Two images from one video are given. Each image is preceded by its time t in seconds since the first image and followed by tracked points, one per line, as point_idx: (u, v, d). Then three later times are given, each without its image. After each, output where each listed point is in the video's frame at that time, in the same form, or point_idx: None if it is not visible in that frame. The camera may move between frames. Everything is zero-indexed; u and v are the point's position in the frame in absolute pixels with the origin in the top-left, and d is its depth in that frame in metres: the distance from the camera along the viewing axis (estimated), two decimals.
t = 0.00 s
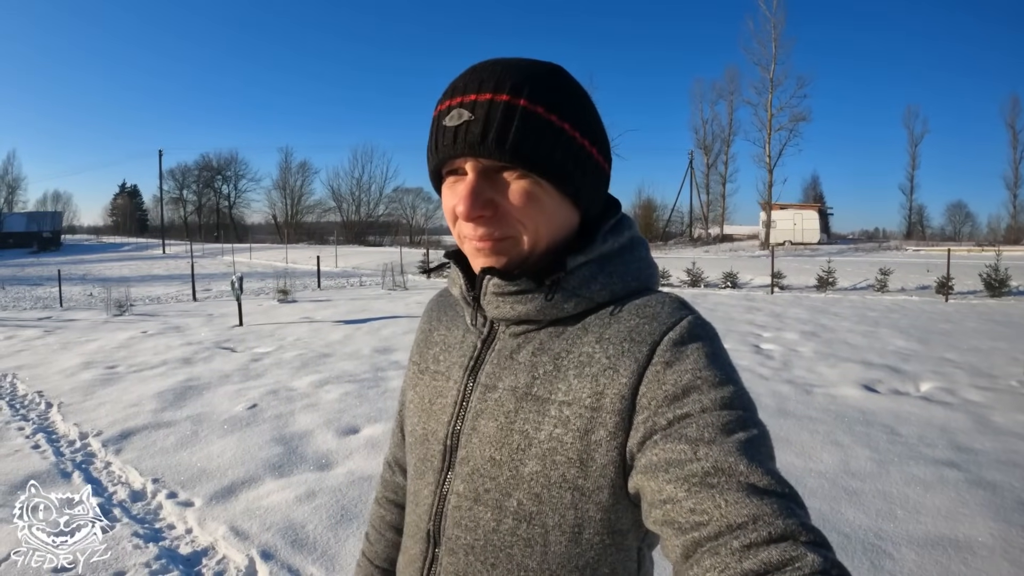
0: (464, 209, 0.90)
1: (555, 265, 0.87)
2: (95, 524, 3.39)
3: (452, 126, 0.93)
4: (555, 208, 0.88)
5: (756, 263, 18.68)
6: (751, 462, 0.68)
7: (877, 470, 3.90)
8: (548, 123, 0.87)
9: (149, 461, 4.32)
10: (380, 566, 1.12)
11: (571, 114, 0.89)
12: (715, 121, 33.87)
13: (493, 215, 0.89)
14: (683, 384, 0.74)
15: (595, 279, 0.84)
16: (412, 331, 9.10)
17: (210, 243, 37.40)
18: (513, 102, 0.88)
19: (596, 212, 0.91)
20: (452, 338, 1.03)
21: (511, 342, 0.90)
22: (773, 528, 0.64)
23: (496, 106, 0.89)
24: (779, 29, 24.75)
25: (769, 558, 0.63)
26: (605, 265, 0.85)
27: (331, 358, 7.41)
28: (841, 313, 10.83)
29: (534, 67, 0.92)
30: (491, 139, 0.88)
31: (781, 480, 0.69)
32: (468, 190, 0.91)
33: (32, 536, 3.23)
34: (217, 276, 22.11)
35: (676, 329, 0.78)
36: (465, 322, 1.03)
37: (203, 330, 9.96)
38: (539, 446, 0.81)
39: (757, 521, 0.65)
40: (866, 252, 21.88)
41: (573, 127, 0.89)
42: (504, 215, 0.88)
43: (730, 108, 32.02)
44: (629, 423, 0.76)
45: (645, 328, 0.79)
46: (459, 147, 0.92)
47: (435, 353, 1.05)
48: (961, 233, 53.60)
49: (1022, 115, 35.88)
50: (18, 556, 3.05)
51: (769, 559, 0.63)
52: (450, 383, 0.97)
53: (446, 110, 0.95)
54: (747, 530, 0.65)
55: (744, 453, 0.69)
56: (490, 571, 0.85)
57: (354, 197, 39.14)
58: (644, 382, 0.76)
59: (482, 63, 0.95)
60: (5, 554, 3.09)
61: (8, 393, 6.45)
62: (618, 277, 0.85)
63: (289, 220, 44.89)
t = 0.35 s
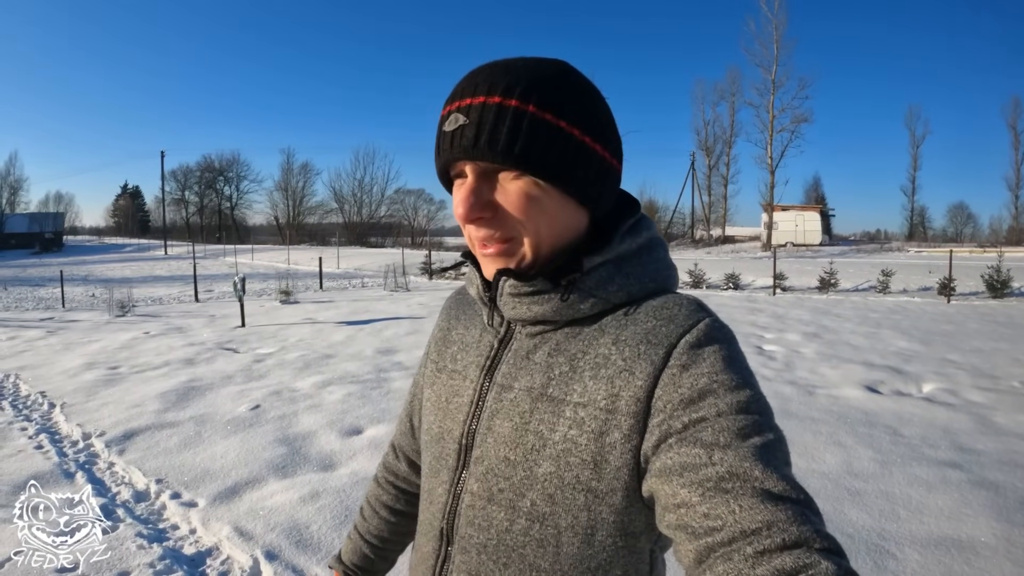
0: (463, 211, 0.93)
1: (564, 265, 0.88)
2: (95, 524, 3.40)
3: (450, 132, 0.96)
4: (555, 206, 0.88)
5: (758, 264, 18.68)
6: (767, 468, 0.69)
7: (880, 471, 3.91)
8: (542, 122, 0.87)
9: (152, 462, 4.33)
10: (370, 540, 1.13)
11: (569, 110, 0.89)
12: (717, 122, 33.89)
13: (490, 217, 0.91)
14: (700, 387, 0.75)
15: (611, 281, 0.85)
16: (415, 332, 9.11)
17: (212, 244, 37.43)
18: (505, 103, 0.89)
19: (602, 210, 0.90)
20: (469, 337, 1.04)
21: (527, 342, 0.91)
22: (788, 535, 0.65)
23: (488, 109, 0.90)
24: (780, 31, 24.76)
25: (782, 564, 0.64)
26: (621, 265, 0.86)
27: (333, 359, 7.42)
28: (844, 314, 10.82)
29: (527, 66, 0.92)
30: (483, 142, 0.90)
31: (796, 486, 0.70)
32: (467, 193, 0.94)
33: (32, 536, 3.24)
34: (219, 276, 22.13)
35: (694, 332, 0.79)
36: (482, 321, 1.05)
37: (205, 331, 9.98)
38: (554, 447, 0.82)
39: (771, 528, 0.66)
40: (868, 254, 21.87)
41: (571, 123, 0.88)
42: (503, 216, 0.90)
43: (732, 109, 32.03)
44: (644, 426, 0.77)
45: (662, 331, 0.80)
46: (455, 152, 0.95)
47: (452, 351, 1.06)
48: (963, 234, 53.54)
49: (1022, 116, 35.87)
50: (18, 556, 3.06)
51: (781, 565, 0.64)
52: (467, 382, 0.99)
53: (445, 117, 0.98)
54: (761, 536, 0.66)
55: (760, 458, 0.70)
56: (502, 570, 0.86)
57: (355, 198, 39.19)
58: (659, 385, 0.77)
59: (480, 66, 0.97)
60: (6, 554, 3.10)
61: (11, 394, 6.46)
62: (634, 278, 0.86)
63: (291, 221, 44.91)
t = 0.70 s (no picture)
0: (465, 223, 0.95)
1: (576, 268, 0.89)
2: (94, 524, 3.42)
3: (446, 146, 0.98)
4: (552, 212, 0.88)
5: (762, 266, 18.66)
6: (777, 474, 0.70)
7: (884, 473, 3.90)
8: (529, 128, 0.87)
9: (157, 463, 4.34)
10: (403, 557, 1.13)
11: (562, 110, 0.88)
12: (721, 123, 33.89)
13: (491, 227, 0.92)
14: (710, 393, 0.75)
15: (623, 284, 0.86)
16: (419, 334, 9.12)
17: (216, 245, 37.53)
18: (493, 113, 0.90)
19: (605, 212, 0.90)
20: (482, 341, 1.05)
21: (539, 345, 0.92)
22: (798, 542, 0.66)
23: (478, 121, 0.92)
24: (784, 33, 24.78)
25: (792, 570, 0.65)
26: (634, 267, 0.86)
27: (337, 361, 7.43)
28: (848, 315, 10.80)
29: (514, 74, 0.92)
30: (476, 154, 0.92)
31: (807, 493, 0.70)
32: (467, 204, 0.96)
33: (33, 537, 3.26)
34: (223, 278, 22.18)
35: (705, 336, 0.79)
36: (495, 324, 1.05)
37: (209, 332, 10.00)
38: (564, 450, 0.82)
39: (781, 534, 0.66)
40: (871, 255, 21.83)
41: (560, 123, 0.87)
42: (503, 224, 0.91)
43: (735, 110, 32.03)
44: (655, 430, 0.77)
45: (673, 335, 0.80)
46: (451, 165, 0.97)
47: (465, 354, 1.06)
48: (966, 235, 53.46)
49: None
50: (19, 556, 3.08)
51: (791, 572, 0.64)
52: (479, 385, 0.99)
53: (442, 131, 1.00)
54: (771, 542, 0.66)
55: (770, 463, 0.70)
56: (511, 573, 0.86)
57: (359, 199, 39.27)
58: (671, 390, 0.77)
59: (471, 78, 0.98)
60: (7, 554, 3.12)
61: (15, 395, 6.48)
62: (646, 281, 0.86)
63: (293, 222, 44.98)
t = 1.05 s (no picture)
0: (498, 215, 0.91)
1: (582, 271, 0.88)
2: (94, 524, 3.43)
3: (478, 134, 0.94)
4: (583, 207, 0.88)
5: (765, 267, 18.64)
6: (782, 475, 0.69)
7: (888, 475, 3.89)
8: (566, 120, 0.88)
9: (160, 464, 4.34)
10: (405, 559, 1.13)
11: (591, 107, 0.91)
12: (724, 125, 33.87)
13: (527, 221, 0.89)
14: (715, 393, 0.75)
15: (626, 285, 0.85)
16: (422, 335, 9.13)
17: (219, 246, 37.62)
18: (527, 102, 0.89)
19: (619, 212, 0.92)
20: (486, 343, 1.05)
21: (542, 347, 0.92)
22: (803, 544, 0.65)
23: (518, 109, 0.90)
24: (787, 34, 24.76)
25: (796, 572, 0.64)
26: (636, 269, 0.86)
27: (341, 362, 7.44)
28: (851, 317, 10.78)
29: (544, 69, 0.93)
30: (518, 141, 0.89)
31: (812, 494, 0.70)
32: (500, 195, 0.91)
33: (33, 537, 3.27)
34: (227, 279, 22.22)
35: (709, 337, 0.78)
36: (499, 325, 1.05)
37: (213, 333, 10.02)
38: (568, 452, 0.82)
39: (787, 535, 0.66)
40: (875, 257, 21.79)
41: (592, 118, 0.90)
42: (536, 217, 0.89)
43: (739, 112, 32.01)
44: (658, 431, 0.77)
45: (677, 335, 0.80)
46: (486, 153, 0.93)
47: (469, 357, 1.06)
48: (971, 236, 53.30)
49: None
50: (20, 556, 3.10)
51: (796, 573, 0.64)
52: (483, 387, 0.99)
53: (470, 119, 0.96)
54: (775, 543, 0.66)
55: (774, 464, 0.70)
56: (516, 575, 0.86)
57: (362, 200, 39.32)
58: (674, 390, 0.77)
59: (496, 72, 0.97)
60: (7, 553, 3.14)
61: (18, 396, 6.50)
62: (649, 282, 0.86)
63: (297, 224, 45.07)
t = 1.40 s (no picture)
0: (529, 200, 0.87)
1: (569, 269, 0.88)
2: (95, 524, 3.43)
3: (517, 115, 0.91)
4: (604, 207, 0.89)
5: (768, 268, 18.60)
6: (768, 468, 0.69)
7: (891, 476, 3.88)
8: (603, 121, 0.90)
9: (161, 464, 4.35)
10: (402, 567, 1.12)
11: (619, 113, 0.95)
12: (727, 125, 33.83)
13: (555, 210, 0.87)
14: (700, 388, 0.74)
15: (612, 283, 0.85)
16: (425, 336, 9.12)
17: (223, 247, 37.73)
18: (566, 92, 0.89)
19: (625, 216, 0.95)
20: (473, 341, 1.04)
21: (529, 345, 0.91)
22: (789, 536, 0.65)
23: (563, 98, 0.89)
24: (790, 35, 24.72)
25: (783, 564, 0.63)
26: (622, 267, 0.86)
27: (343, 363, 7.44)
28: (855, 318, 10.74)
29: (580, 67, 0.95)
30: (563, 129, 0.88)
31: (798, 487, 0.69)
32: (531, 181, 0.89)
33: (33, 537, 3.27)
34: (230, 280, 22.26)
35: (694, 332, 0.78)
36: (486, 324, 1.04)
37: (215, 334, 10.03)
38: (556, 449, 0.81)
39: (773, 528, 0.65)
40: (878, 257, 21.72)
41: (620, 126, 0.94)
42: (563, 207, 0.87)
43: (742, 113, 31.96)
44: (646, 427, 0.77)
45: (662, 331, 0.80)
46: (526, 135, 0.90)
47: (456, 356, 1.05)
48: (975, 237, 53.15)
49: None
50: (21, 556, 3.10)
51: (782, 566, 0.63)
52: (470, 386, 0.98)
53: (508, 98, 0.92)
54: (763, 536, 0.65)
55: (760, 458, 0.69)
56: (505, 573, 0.85)
57: (365, 202, 39.38)
58: (660, 385, 0.76)
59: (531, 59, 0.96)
60: (8, 553, 3.14)
61: (21, 396, 6.52)
62: (636, 280, 0.86)
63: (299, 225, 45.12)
